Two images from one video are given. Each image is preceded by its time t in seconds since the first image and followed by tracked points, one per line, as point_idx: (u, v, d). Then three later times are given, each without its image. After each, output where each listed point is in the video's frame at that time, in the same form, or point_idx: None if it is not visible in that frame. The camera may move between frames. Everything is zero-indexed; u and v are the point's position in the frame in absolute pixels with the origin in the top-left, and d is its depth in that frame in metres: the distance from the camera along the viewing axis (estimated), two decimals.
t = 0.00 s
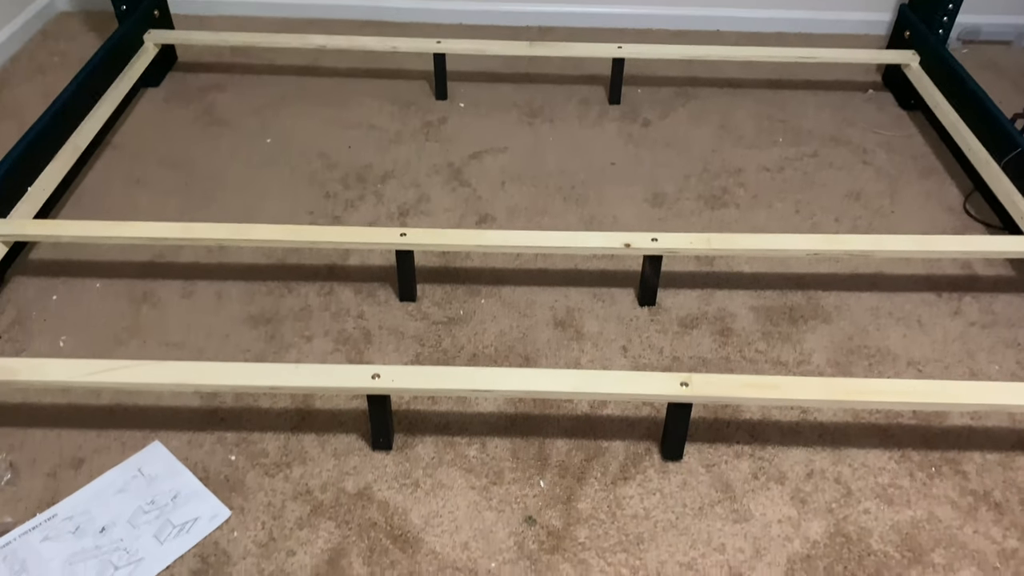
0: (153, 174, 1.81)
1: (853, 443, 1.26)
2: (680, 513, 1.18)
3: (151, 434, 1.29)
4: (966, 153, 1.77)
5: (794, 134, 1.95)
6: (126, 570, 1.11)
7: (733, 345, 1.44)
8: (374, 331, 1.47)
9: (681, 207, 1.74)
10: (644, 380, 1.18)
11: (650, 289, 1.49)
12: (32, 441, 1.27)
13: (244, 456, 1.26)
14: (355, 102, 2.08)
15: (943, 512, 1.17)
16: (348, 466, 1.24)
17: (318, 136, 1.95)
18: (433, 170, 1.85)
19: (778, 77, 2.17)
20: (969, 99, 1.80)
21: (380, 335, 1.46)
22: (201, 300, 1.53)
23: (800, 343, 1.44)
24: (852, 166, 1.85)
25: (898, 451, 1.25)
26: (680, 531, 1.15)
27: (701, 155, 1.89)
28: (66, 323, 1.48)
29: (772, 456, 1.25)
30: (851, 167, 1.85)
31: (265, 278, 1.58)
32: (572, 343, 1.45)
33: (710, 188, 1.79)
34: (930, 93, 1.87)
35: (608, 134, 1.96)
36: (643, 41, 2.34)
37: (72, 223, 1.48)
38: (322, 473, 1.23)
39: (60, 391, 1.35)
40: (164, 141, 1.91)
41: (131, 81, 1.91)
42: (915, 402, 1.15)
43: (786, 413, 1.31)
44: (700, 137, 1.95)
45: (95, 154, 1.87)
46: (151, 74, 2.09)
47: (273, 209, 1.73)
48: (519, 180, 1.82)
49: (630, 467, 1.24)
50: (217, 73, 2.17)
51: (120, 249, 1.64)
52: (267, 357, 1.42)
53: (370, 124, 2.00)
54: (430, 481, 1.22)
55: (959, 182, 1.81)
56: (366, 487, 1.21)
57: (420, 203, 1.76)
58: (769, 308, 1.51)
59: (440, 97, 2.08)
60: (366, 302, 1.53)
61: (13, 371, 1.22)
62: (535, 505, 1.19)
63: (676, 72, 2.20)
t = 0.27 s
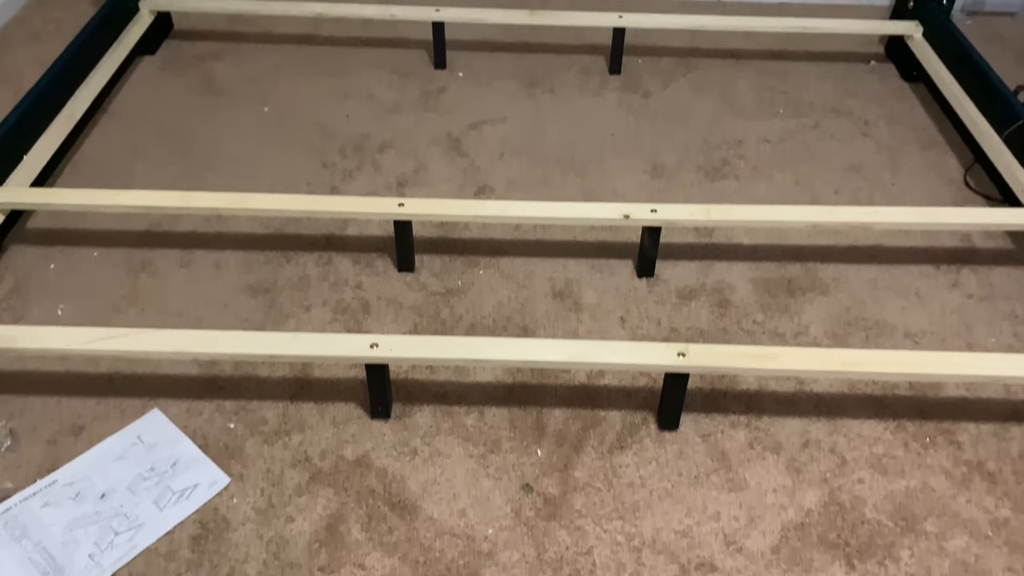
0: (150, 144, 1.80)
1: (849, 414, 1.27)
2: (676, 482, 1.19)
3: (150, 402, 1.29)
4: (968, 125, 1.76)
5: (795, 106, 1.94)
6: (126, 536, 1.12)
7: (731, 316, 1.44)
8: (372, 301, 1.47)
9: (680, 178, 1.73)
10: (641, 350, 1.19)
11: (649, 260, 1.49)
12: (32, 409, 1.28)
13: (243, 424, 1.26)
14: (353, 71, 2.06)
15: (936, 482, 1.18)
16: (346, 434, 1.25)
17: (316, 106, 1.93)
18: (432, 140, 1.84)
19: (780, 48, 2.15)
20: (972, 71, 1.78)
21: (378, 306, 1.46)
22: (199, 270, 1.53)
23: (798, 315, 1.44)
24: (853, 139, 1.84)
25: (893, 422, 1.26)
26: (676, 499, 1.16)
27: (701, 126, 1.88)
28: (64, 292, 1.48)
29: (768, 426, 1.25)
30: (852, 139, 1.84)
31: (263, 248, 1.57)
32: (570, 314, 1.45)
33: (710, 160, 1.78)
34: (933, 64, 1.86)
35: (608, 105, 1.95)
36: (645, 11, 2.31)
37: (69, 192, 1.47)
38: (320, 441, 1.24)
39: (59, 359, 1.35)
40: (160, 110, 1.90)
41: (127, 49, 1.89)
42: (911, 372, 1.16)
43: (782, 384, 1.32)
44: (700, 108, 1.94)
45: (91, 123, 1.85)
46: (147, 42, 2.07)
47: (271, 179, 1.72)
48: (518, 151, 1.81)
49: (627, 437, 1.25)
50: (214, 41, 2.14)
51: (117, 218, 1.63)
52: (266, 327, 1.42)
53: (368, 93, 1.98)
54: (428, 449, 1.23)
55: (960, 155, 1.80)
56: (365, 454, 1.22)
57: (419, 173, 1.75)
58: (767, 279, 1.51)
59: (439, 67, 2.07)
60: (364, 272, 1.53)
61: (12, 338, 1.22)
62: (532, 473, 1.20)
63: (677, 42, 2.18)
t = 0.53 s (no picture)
0: (148, 122, 1.79)
1: (847, 394, 1.27)
2: (674, 460, 1.19)
3: (150, 380, 1.29)
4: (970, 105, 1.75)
5: (797, 85, 1.93)
6: (127, 512, 1.12)
7: (730, 296, 1.44)
8: (372, 280, 1.47)
9: (681, 158, 1.73)
10: (640, 329, 1.19)
11: (649, 240, 1.49)
12: (32, 386, 1.28)
13: (242, 402, 1.26)
14: (352, 49, 2.04)
15: (933, 462, 1.18)
16: (346, 412, 1.25)
17: (314, 84, 1.92)
18: (431, 119, 1.82)
19: (782, 27, 2.13)
20: (976, 50, 1.77)
21: (377, 285, 1.46)
22: (197, 248, 1.52)
23: (798, 295, 1.44)
24: (855, 119, 1.83)
25: (891, 402, 1.26)
26: (674, 478, 1.17)
27: (702, 105, 1.87)
28: (62, 270, 1.47)
29: (766, 406, 1.26)
30: (853, 119, 1.83)
31: (262, 227, 1.57)
32: (569, 294, 1.45)
33: (711, 139, 1.77)
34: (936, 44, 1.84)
35: (609, 84, 1.94)
36: None
37: (66, 170, 1.47)
38: (320, 419, 1.24)
39: (58, 337, 1.35)
40: (158, 88, 1.89)
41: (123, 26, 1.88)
42: (910, 352, 1.16)
43: (781, 364, 1.32)
44: (701, 88, 1.92)
45: (88, 101, 1.84)
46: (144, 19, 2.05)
47: (269, 158, 1.71)
48: (518, 130, 1.80)
49: (625, 416, 1.25)
50: (211, 18, 2.12)
51: (115, 196, 1.63)
52: (265, 306, 1.42)
53: (367, 71, 1.97)
54: (427, 427, 1.23)
55: (962, 135, 1.79)
56: (364, 433, 1.22)
57: (417, 152, 1.74)
58: (767, 260, 1.50)
59: (439, 45, 2.05)
60: (363, 251, 1.52)
61: (10, 316, 1.22)
62: (531, 451, 1.20)
63: (678, 20, 2.16)
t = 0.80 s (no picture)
0: (148, 98, 1.78)
1: (848, 372, 1.27)
2: (674, 437, 1.19)
3: (151, 355, 1.30)
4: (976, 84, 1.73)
5: (801, 64, 1.91)
6: (129, 485, 1.13)
7: (731, 275, 1.44)
8: (373, 257, 1.47)
9: (684, 136, 1.72)
10: (641, 306, 1.18)
11: (651, 218, 1.48)
12: (34, 360, 1.29)
13: (243, 377, 1.27)
14: (353, 25, 2.03)
15: (933, 440, 1.18)
16: (347, 388, 1.25)
17: (315, 60, 1.91)
18: (433, 96, 1.81)
19: (787, 5, 2.12)
20: (982, 28, 1.75)
21: (378, 262, 1.46)
22: (198, 224, 1.52)
23: (799, 274, 1.43)
24: (859, 98, 1.82)
25: (892, 380, 1.26)
26: (673, 454, 1.17)
27: (705, 84, 1.86)
28: (63, 245, 1.47)
29: (766, 384, 1.26)
30: (857, 98, 1.82)
31: (263, 203, 1.57)
32: (570, 272, 1.44)
33: (714, 118, 1.76)
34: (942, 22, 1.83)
35: (612, 62, 1.92)
36: None
37: (65, 145, 1.46)
38: (321, 394, 1.25)
39: (59, 311, 1.36)
40: (158, 64, 1.88)
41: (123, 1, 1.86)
42: (911, 330, 1.15)
43: (782, 342, 1.32)
44: (705, 66, 1.91)
45: (88, 76, 1.83)
46: None
47: (270, 134, 1.70)
48: (520, 108, 1.79)
49: (626, 393, 1.25)
50: None
51: (115, 171, 1.62)
52: (266, 282, 1.42)
53: (368, 48, 1.95)
54: (428, 403, 1.24)
55: (967, 115, 1.78)
56: (365, 408, 1.23)
57: (419, 129, 1.73)
58: (769, 239, 1.50)
59: (440, 21, 2.03)
60: (364, 228, 1.52)
61: (11, 290, 1.22)
62: (531, 428, 1.21)
63: None
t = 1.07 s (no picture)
0: (146, 77, 1.77)
1: (846, 355, 1.28)
2: (672, 418, 1.20)
3: (150, 335, 1.30)
4: (978, 68, 1.72)
5: (802, 47, 1.90)
6: (128, 464, 1.13)
7: (731, 258, 1.44)
8: (372, 238, 1.46)
9: (684, 119, 1.71)
10: (641, 287, 1.18)
11: (651, 201, 1.48)
12: (32, 339, 1.28)
13: (242, 357, 1.27)
14: (353, 5, 2.01)
15: (930, 423, 1.19)
16: (346, 368, 1.26)
17: (314, 41, 1.89)
18: (432, 77, 1.80)
19: None
20: (985, 12, 1.74)
21: (377, 243, 1.46)
22: (197, 204, 1.51)
23: (799, 257, 1.43)
24: (861, 81, 1.81)
25: (890, 364, 1.26)
26: (671, 436, 1.17)
27: (706, 67, 1.85)
28: (61, 225, 1.47)
29: (764, 366, 1.26)
30: (859, 82, 1.81)
31: (262, 184, 1.56)
32: (570, 254, 1.44)
33: (715, 101, 1.75)
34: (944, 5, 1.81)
35: (612, 44, 1.91)
36: None
37: (63, 124, 1.45)
38: (320, 374, 1.25)
39: (58, 290, 1.35)
40: (156, 43, 1.86)
41: None
42: (911, 314, 1.15)
43: (780, 325, 1.32)
44: (706, 49, 1.90)
45: (86, 55, 1.82)
46: None
47: (268, 114, 1.69)
48: (520, 89, 1.78)
49: (624, 374, 1.25)
50: None
51: (113, 151, 1.62)
52: (265, 262, 1.42)
53: (368, 28, 1.94)
54: (427, 384, 1.24)
55: (968, 99, 1.77)
56: (364, 388, 1.23)
57: (418, 110, 1.72)
58: (769, 222, 1.50)
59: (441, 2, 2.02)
60: (363, 209, 1.52)
61: (9, 268, 1.21)
62: (530, 409, 1.21)
63: None
